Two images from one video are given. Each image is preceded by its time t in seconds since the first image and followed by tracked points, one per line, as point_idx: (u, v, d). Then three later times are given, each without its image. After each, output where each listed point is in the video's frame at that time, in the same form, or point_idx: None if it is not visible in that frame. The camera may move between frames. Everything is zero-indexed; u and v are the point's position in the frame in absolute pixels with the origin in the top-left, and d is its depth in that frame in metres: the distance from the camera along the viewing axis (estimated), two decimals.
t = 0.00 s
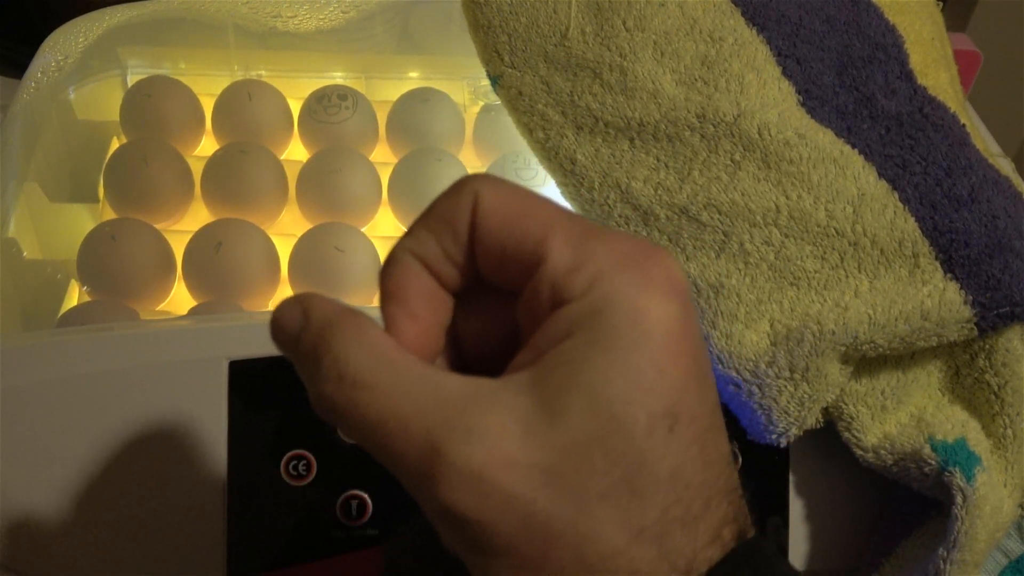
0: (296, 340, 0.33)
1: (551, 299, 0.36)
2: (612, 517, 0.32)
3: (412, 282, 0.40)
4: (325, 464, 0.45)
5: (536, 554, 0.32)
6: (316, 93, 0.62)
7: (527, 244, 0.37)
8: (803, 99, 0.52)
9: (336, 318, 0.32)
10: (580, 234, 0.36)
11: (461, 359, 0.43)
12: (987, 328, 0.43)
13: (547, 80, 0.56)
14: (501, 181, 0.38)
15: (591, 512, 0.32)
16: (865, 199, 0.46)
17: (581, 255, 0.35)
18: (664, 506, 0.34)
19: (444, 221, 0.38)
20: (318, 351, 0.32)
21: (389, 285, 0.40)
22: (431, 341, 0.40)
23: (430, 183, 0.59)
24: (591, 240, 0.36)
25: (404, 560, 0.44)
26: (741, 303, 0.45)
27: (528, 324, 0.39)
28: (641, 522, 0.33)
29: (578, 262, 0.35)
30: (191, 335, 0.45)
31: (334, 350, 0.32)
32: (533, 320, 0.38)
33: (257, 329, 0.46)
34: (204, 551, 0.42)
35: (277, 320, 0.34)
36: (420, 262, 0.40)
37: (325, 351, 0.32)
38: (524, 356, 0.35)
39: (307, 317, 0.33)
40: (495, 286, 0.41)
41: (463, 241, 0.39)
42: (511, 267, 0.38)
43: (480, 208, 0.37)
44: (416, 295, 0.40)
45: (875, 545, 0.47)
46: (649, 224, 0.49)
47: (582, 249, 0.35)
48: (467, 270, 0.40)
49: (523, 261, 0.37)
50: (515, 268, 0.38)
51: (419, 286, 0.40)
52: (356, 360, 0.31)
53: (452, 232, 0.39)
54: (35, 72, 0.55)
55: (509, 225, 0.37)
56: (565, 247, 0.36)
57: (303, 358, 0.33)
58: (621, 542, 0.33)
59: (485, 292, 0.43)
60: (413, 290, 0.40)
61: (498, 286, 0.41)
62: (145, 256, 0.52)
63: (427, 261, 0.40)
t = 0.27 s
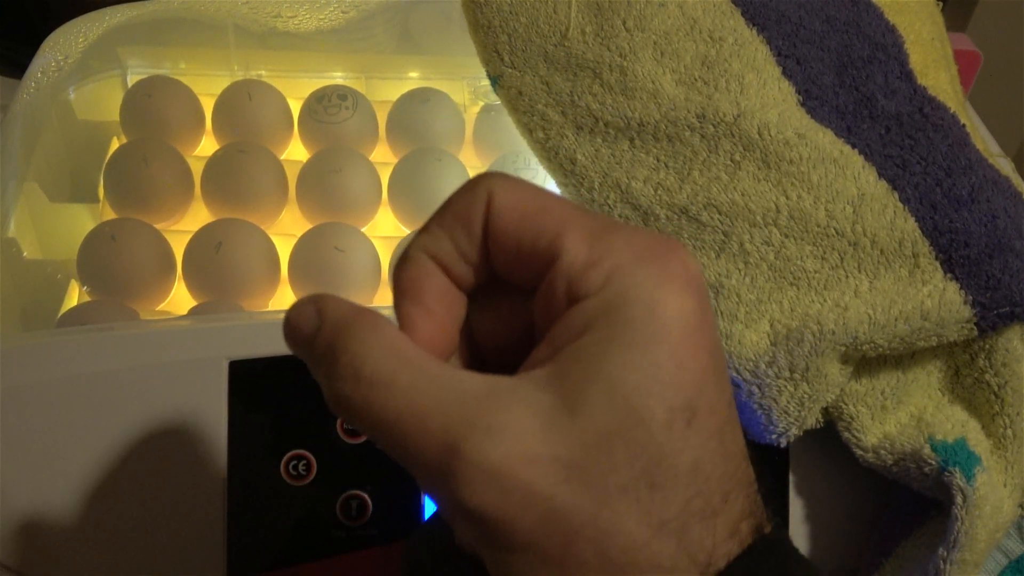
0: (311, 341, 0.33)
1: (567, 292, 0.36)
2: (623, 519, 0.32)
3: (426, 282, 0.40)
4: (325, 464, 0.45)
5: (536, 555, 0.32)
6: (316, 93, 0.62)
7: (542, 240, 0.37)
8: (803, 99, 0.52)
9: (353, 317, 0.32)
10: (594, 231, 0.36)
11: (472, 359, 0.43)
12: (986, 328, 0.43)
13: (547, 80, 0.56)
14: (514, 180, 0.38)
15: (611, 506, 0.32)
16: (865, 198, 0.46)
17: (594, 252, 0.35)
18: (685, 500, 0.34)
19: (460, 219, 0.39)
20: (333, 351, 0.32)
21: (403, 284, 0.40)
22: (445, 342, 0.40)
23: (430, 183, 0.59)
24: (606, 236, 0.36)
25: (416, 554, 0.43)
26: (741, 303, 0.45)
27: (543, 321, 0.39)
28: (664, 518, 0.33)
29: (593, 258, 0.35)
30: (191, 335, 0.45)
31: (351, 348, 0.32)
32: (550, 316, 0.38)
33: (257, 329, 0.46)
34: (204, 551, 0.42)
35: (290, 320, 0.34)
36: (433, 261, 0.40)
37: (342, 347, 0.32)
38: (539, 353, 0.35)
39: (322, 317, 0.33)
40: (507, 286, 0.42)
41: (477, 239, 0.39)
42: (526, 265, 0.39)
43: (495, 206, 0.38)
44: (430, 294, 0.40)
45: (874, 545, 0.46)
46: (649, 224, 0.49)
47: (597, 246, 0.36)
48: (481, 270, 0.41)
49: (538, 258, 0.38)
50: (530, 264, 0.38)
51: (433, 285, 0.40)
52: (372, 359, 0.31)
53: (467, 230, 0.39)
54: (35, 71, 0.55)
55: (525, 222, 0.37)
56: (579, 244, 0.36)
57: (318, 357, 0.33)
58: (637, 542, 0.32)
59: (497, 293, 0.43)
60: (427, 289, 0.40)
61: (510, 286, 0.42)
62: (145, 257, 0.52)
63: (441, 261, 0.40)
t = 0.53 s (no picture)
0: (302, 345, 0.33)
1: (559, 296, 0.36)
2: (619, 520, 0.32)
3: (418, 286, 0.39)
4: (325, 464, 0.45)
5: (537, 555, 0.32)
6: (316, 93, 0.62)
7: (534, 243, 0.37)
8: (803, 99, 0.52)
9: (343, 320, 0.32)
10: (586, 234, 0.36)
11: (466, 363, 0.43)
12: (987, 328, 0.43)
13: (547, 80, 0.56)
14: (505, 183, 0.38)
15: (608, 506, 0.32)
16: (865, 198, 0.46)
17: (587, 255, 0.35)
18: (680, 498, 0.34)
19: (451, 223, 0.38)
20: (324, 354, 0.32)
21: (394, 289, 0.39)
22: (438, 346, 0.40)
23: (430, 183, 0.59)
24: (598, 238, 0.36)
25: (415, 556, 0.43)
26: (741, 303, 0.45)
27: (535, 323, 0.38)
28: (658, 515, 0.33)
29: (584, 261, 0.35)
30: (192, 335, 0.45)
31: (343, 351, 0.31)
32: (542, 319, 0.37)
33: (257, 329, 0.46)
34: (204, 551, 0.42)
35: (281, 326, 0.33)
36: (425, 266, 0.40)
37: (334, 350, 0.32)
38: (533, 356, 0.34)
39: (313, 321, 0.33)
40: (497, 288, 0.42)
41: (469, 243, 0.39)
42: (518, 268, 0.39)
43: (486, 210, 0.37)
44: (422, 298, 0.40)
45: (875, 545, 0.47)
46: (649, 224, 0.49)
47: (588, 249, 0.35)
48: (471, 273, 0.40)
49: (530, 261, 0.37)
50: (523, 268, 0.38)
51: (424, 289, 0.40)
52: (365, 362, 0.31)
53: (457, 234, 0.38)
54: (35, 71, 0.55)
55: (517, 225, 0.37)
56: (570, 247, 0.36)
57: (310, 361, 0.32)
58: (630, 546, 0.32)
59: (488, 296, 0.42)
60: (419, 293, 0.39)
61: (500, 288, 0.42)
62: (145, 257, 0.52)
63: (432, 265, 0.40)
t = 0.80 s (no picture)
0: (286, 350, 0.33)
1: (538, 300, 0.36)
2: (607, 519, 0.32)
3: (400, 288, 0.40)
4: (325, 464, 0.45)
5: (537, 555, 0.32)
6: (316, 93, 0.62)
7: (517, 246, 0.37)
8: (803, 99, 0.52)
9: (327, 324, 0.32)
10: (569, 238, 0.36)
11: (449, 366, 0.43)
12: (987, 328, 0.43)
13: (547, 80, 0.56)
14: (489, 187, 0.38)
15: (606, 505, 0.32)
16: (865, 198, 0.46)
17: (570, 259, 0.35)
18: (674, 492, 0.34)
19: (435, 226, 0.38)
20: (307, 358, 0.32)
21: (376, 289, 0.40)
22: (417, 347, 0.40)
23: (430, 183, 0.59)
24: (582, 243, 0.36)
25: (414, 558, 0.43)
26: (741, 303, 0.45)
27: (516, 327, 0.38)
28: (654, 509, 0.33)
29: (566, 264, 0.35)
30: (192, 335, 0.45)
31: (327, 355, 0.31)
32: (521, 323, 0.38)
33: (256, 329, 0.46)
34: (204, 551, 0.42)
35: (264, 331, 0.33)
36: (408, 268, 0.40)
37: (317, 355, 0.32)
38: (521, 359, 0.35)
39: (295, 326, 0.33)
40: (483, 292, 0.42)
41: (451, 246, 0.39)
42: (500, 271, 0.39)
43: (469, 213, 0.38)
44: (403, 299, 0.40)
45: (874, 544, 0.47)
46: (649, 224, 0.49)
47: (572, 252, 0.36)
48: (456, 276, 0.41)
49: (512, 266, 0.37)
50: (506, 272, 0.38)
51: (407, 291, 0.40)
52: (348, 366, 0.31)
53: (441, 237, 0.39)
54: (35, 71, 0.55)
55: (499, 229, 0.37)
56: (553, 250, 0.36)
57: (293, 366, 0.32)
58: (615, 544, 0.33)
59: (474, 300, 0.43)
60: (400, 294, 0.40)
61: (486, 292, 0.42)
62: (145, 257, 0.52)
63: (417, 268, 0.40)
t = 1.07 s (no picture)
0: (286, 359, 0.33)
1: (538, 308, 0.36)
2: (613, 519, 0.32)
3: (401, 297, 0.40)
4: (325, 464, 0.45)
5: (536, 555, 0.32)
6: (316, 93, 0.62)
7: (515, 256, 0.37)
8: (803, 99, 0.52)
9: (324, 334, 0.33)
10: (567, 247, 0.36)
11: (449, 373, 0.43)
12: (987, 328, 0.43)
13: (547, 80, 0.56)
14: (489, 197, 0.38)
15: (606, 505, 0.32)
16: (865, 198, 0.46)
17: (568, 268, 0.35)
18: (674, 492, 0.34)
19: (436, 236, 0.38)
20: (306, 366, 0.32)
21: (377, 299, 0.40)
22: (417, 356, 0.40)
23: (430, 183, 0.59)
24: (579, 251, 0.35)
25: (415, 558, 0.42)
26: (741, 303, 0.45)
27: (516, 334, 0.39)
28: (654, 508, 0.33)
29: (564, 272, 0.35)
30: (192, 334, 0.45)
31: (326, 362, 0.32)
32: (523, 329, 0.38)
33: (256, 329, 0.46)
34: (204, 551, 0.42)
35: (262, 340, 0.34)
36: (409, 277, 0.40)
37: (316, 362, 0.32)
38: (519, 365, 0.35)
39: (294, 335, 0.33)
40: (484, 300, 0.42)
41: (451, 256, 0.39)
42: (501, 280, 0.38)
43: (469, 222, 0.37)
44: (404, 308, 0.40)
45: (875, 544, 0.47)
46: (649, 224, 0.49)
47: (570, 260, 0.35)
48: (457, 285, 0.41)
49: (511, 275, 0.37)
50: (506, 281, 0.38)
51: (407, 300, 0.40)
52: (347, 372, 0.31)
53: (442, 247, 0.38)
54: (35, 71, 0.55)
55: (499, 240, 0.37)
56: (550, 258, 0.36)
57: (293, 374, 0.33)
58: (614, 549, 0.33)
59: (474, 308, 0.43)
60: (401, 303, 0.40)
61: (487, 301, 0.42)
62: (145, 257, 0.52)
63: (417, 277, 0.40)
